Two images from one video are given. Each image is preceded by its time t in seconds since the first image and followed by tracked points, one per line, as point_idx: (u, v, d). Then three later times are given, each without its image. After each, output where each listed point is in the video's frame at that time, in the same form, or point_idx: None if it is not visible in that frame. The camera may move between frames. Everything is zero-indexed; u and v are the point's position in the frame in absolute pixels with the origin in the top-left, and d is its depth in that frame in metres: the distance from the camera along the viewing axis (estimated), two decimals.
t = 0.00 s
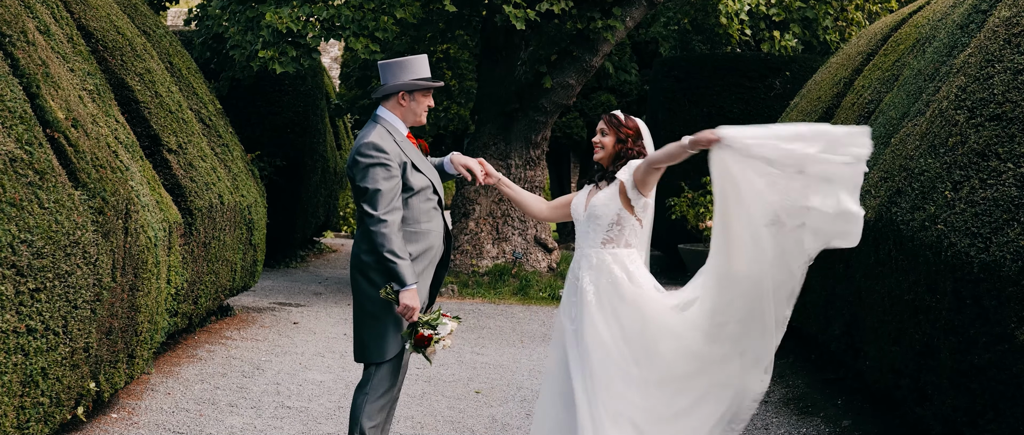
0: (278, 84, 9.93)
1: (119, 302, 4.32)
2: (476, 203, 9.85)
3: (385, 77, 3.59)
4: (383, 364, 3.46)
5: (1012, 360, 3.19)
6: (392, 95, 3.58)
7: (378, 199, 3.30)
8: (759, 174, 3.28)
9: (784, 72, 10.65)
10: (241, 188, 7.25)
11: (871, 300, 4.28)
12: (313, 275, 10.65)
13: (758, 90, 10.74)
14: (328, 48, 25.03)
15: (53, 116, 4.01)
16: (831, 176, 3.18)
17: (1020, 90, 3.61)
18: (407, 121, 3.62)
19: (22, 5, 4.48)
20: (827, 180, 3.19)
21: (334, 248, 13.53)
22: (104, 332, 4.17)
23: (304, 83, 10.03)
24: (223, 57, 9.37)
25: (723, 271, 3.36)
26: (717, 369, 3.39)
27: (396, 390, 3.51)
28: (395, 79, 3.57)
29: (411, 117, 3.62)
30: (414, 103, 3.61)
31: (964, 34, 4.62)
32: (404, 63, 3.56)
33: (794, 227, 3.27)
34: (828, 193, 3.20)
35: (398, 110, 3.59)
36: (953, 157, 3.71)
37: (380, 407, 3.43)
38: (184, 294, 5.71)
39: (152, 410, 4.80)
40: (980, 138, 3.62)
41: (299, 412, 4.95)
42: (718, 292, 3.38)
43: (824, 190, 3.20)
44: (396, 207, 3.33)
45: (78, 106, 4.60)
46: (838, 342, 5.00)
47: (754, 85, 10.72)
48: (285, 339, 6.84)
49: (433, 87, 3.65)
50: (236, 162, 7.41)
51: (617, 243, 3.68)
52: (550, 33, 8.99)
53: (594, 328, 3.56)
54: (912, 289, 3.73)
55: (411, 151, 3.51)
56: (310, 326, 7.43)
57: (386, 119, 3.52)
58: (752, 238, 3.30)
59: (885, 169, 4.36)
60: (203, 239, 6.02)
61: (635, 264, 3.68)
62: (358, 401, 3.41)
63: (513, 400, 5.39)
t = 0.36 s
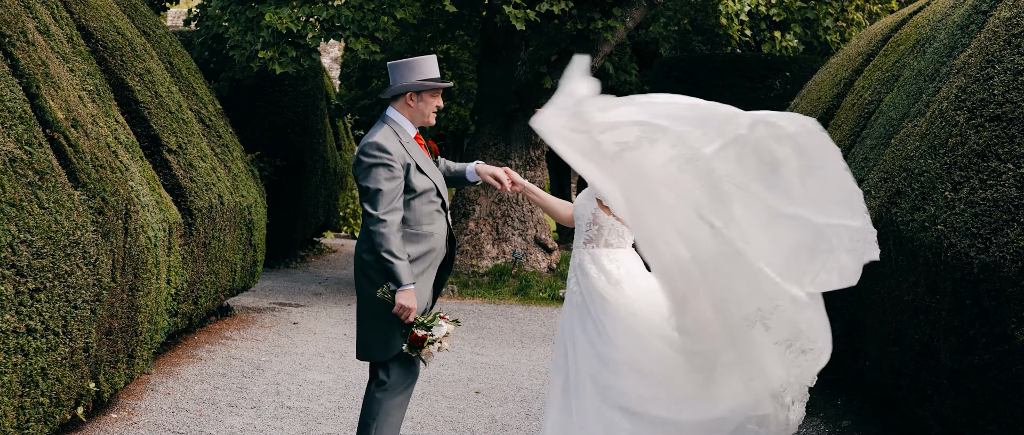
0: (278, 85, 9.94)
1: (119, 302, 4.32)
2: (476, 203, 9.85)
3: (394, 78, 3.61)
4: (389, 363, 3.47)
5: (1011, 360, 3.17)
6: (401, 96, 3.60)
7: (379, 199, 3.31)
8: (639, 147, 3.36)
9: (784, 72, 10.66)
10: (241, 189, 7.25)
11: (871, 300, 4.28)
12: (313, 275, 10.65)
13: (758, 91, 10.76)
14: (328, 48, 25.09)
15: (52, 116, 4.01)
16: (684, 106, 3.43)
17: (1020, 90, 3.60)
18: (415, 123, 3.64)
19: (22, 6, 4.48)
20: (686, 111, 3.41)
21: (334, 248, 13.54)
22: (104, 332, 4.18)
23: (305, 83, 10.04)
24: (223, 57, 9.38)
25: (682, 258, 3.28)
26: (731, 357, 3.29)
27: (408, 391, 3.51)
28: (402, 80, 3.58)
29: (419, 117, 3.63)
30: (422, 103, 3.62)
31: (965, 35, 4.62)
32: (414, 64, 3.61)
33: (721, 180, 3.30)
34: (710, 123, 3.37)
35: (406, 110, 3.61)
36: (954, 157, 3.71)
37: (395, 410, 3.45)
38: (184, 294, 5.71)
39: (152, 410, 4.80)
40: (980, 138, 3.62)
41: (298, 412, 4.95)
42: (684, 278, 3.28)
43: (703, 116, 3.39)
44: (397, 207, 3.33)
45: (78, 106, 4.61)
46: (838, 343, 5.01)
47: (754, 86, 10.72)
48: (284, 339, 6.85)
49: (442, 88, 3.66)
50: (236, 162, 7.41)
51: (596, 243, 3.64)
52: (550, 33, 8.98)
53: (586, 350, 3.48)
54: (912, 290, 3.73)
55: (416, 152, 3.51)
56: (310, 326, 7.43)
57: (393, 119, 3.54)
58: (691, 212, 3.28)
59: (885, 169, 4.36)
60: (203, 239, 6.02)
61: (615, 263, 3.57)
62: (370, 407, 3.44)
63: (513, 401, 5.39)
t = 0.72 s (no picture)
0: (278, 85, 9.94)
1: (118, 302, 4.32)
2: (476, 203, 9.85)
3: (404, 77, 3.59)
4: (397, 363, 3.49)
5: (1011, 361, 3.16)
6: (410, 95, 3.58)
7: (383, 197, 3.31)
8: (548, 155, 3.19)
9: (784, 72, 10.70)
10: (241, 189, 7.24)
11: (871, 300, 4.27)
12: (313, 276, 10.65)
13: (758, 91, 10.78)
14: (328, 48, 25.25)
15: (52, 116, 4.01)
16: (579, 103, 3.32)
17: (1020, 91, 3.60)
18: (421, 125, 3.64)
19: (22, 6, 4.48)
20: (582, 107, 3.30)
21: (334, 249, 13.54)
22: (104, 333, 4.18)
23: (305, 83, 10.04)
24: (223, 58, 9.38)
25: (630, 268, 3.07)
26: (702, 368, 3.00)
27: (421, 391, 3.54)
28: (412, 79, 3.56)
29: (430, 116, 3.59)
30: (432, 102, 3.58)
31: (965, 35, 4.61)
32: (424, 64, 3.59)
33: (644, 179, 3.13)
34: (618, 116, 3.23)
35: (416, 110, 3.58)
36: (954, 158, 3.71)
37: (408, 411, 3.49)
38: (183, 294, 5.71)
39: (152, 410, 4.80)
40: (980, 139, 3.62)
41: (298, 412, 4.95)
42: (632, 293, 3.06)
43: (607, 110, 3.25)
44: (401, 206, 3.33)
45: (78, 107, 4.61)
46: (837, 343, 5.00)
47: (754, 86, 10.74)
48: (284, 340, 6.85)
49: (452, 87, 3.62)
50: (236, 162, 7.41)
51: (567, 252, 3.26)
52: (550, 33, 8.98)
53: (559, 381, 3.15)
54: (912, 290, 3.73)
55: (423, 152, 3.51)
56: (310, 326, 7.43)
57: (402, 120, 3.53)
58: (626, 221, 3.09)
59: (885, 169, 4.36)
60: (203, 240, 6.02)
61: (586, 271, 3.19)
62: (373, 404, 3.52)
63: (513, 401, 5.39)
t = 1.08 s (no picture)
0: (278, 85, 9.95)
1: (118, 302, 4.32)
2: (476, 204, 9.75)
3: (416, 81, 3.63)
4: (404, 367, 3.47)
5: (1011, 362, 3.16)
6: (421, 98, 3.60)
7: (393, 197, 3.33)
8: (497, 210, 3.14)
9: (784, 73, 10.75)
10: (241, 189, 7.24)
11: (871, 301, 4.27)
12: (313, 276, 10.66)
13: (758, 92, 10.79)
14: (327, 48, 25.28)
15: (52, 117, 4.01)
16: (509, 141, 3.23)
17: (1020, 91, 3.61)
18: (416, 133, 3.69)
19: (22, 6, 4.48)
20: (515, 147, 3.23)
21: (334, 249, 13.54)
22: (104, 333, 4.18)
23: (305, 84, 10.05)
24: (223, 58, 9.38)
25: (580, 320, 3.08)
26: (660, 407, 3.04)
27: (432, 395, 3.49)
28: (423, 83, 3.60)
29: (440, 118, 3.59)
30: (444, 105, 3.58)
31: (965, 35, 4.61)
32: (439, 66, 3.66)
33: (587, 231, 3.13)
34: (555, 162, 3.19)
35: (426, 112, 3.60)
36: (953, 159, 3.72)
37: (418, 416, 3.45)
38: (183, 295, 5.71)
39: (151, 410, 4.80)
40: (980, 139, 3.63)
41: (298, 412, 4.95)
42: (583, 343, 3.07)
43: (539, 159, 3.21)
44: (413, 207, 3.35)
45: (78, 107, 4.61)
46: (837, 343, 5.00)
47: (754, 86, 10.79)
48: (284, 340, 6.85)
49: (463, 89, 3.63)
50: (236, 163, 7.41)
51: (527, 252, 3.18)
52: (550, 34, 8.98)
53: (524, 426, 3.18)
54: (912, 290, 3.72)
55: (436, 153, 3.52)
56: (310, 326, 7.43)
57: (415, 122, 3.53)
58: (580, 282, 3.08)
59: (885, 170, 4.36)
60: (203, 240, 6.02)
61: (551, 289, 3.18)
62: (381, 406, 3.52)
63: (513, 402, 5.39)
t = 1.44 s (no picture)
0: (279, 85, 9.95)
1: (119, 302, 4.33)
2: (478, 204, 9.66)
3: (426, 82, 3.56)
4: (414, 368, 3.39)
5: (1012, 361, 3.15)
6: (431, 99, 3.52)
7: (408, 199, 3.25)
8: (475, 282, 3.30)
9: (784, 73, 10.74)
10: (240, 189, 7.22)
11: (871, 302, 4.28)
12: (313, 276, 10.65)
13: (758, 92, 10.80)
14: (327, 49, 25.40)
15: (52, 117, 4.01)
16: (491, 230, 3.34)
17: (1020, 91, 3.61)
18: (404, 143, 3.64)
19: (22, 6, 4.48)
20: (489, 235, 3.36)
21: (334, 249, 13.55)
22: (104, 333, 4.18)
23: (305, 84, 10.05)
24: (224, 58, 9.38)
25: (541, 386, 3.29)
26: None
27: (438, 394, 3.43)
28: (433, 83, 3.52)
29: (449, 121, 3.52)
30: (453, 107, 3.52)
31: (965, 35, 4.61)
32: (450, 68, 3.53)
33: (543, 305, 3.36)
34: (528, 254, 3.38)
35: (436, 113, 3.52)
36: (953, 159, 3.71)
37: (426, 416, 3.38)
38: (183, 295, 5.71)
39: (151, 410, 4.80)
40: (980, 139, 3.62)
41: (299, 412, 4.95)
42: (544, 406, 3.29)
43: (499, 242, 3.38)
44: (427, 207, 3.28)
45: (78, 107, 4.61)
46: (837, 344, 5.00)
47: (754, 86, 10.79)
48: (284, 340, 6.84)
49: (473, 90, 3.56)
50: (236, 163, 7.41)
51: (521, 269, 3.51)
52: (550, 34, 8.98)
53: None
54: (912, 290, 3.72)
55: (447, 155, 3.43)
56: (310, 326, 7.43)
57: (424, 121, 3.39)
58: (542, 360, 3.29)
59: (885, 170, 4.36)
60: (203, 240, 6.02)
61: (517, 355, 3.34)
62: (387, 406, 3.42)
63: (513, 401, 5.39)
